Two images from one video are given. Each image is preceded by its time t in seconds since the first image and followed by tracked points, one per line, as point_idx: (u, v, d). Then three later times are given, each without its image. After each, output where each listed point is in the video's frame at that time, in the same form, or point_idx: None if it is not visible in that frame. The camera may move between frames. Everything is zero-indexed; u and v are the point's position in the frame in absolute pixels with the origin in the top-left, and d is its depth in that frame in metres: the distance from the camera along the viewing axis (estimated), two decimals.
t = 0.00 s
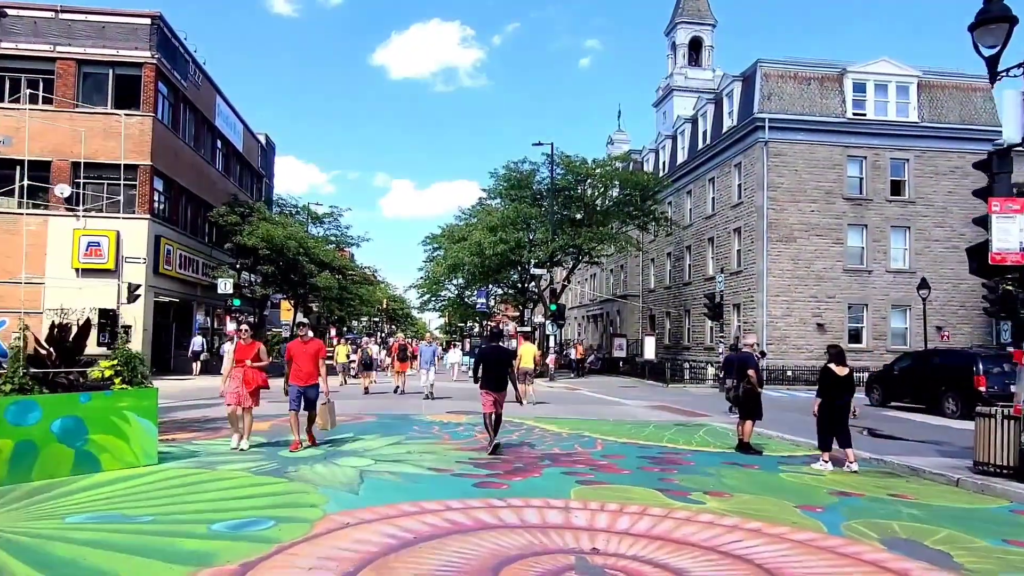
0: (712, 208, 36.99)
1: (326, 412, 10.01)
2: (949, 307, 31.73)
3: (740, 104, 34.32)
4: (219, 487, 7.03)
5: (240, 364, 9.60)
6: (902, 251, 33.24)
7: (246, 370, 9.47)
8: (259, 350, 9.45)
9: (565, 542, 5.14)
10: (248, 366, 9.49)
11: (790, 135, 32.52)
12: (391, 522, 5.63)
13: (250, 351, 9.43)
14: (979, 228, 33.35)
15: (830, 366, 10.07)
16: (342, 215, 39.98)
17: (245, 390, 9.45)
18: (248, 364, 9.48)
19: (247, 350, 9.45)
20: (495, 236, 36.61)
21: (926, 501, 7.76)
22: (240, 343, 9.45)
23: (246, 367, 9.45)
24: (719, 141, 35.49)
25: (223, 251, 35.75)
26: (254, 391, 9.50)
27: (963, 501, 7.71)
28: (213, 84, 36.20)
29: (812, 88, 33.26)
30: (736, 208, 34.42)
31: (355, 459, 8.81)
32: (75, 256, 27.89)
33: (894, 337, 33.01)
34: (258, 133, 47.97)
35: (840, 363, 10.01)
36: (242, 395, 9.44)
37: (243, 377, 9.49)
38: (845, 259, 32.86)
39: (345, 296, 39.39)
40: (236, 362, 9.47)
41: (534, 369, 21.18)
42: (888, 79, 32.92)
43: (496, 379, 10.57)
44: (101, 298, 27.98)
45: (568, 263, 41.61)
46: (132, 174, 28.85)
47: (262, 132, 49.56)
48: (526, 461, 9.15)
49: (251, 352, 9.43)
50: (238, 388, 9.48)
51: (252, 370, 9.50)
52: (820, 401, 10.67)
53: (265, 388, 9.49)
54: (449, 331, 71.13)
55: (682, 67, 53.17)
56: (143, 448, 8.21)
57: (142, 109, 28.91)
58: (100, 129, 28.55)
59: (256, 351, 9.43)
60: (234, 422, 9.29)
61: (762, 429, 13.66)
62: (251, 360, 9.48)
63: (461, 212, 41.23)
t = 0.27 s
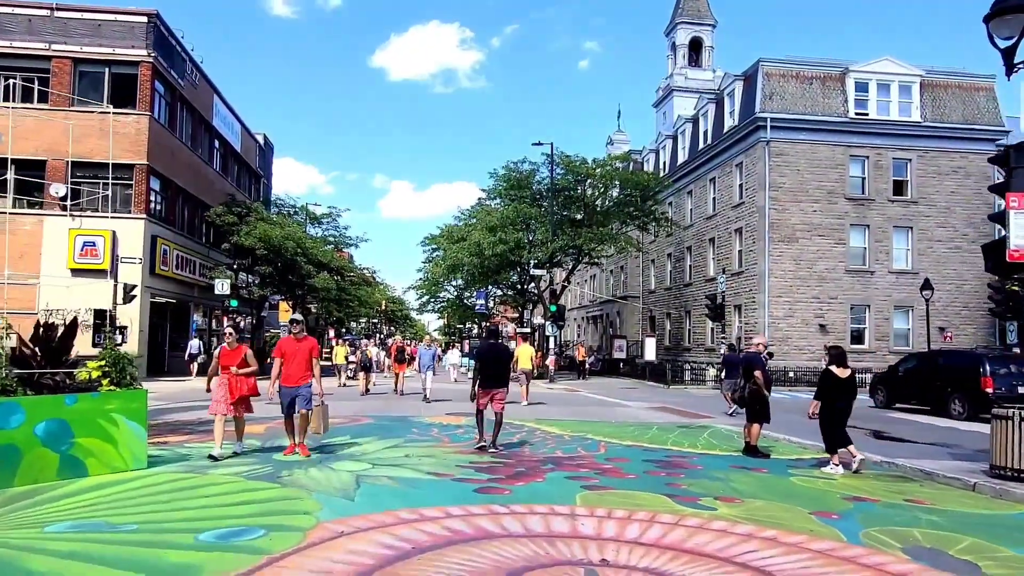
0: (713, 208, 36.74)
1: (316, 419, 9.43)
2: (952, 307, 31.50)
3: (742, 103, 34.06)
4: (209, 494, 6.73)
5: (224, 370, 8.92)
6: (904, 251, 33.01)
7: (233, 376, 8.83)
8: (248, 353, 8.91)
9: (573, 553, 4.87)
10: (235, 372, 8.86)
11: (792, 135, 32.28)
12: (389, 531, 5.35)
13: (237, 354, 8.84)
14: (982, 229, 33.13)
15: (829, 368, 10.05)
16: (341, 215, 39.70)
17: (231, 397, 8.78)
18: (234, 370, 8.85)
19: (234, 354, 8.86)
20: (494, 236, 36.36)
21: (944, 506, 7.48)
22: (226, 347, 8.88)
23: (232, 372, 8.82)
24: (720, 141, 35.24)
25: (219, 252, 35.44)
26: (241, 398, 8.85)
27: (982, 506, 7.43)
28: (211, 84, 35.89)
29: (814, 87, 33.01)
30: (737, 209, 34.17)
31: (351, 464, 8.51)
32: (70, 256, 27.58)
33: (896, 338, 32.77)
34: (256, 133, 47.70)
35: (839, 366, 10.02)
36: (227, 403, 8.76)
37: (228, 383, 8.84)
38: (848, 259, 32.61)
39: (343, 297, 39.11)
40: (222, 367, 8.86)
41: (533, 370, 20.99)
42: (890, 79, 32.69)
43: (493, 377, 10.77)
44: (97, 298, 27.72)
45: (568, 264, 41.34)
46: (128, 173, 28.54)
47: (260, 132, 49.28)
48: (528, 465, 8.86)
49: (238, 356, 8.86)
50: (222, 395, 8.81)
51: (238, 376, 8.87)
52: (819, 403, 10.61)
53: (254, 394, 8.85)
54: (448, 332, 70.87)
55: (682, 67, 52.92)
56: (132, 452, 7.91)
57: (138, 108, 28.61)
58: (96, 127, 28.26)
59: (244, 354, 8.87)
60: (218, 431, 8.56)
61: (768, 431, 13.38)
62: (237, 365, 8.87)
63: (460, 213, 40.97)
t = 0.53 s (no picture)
0: (713, 208, 36.48)
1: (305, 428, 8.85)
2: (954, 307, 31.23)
3: (742, 102, 33.80)
4: (196, 504, 6.44)
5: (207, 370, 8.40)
6: (906, 251, 32.75)
7: (216, 376, 8.37)
8: (231, 351, 8.46)
9: (579, 569, 4.58)
10: (217, 371, 8.39)
11: (793, 134, 32.02)
12: (384, 545, 5.05)
13: (221, 354, 8.39)
14: (984, 228, 32.89)
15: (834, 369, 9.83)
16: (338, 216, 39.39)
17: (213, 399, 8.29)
18: (217, 369, 8.39)
19: (217, 352, 8.39)
20: (493, 236, 36.07)
21: (963, 514, 7.19)
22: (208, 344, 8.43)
23: (216, 371, 8.36)
24: (720, 140, 34.98)
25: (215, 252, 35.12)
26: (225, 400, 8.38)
27: (1001, 514, 7.15)
28: (207, 83, 35.56)
29: (815, 86, 32.75)
30: (738, 208, 33.91)
31: (346, 470, 8.21)
32: (64, 257, 27.22)
33: (898, 338, 32.51)
34: (253, 134, 47.38)
35: (844, 367, 9.78)
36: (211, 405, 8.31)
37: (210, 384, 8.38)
38: (849, 259, 32.34)
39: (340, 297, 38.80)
40: (203, 366, 8.40)
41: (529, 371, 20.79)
42: (891, 77, 32.44)
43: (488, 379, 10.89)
44: (93, 299, 27.40)
45: (567, 264, 41.05)
46: (122, 173, 28.21)
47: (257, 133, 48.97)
48: (529, 471, 8.56)
49: (220, 355, 8.40)
50: (203, 396, 8.35)
51: (221, 376, 8.40)
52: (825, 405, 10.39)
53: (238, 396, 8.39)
54: (447, 333, 70.55)
55: (681, 67, 52.64)
56: (117, 459, 7.60)
57: (133, 107, 28.29)
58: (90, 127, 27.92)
59: (228, 353, 8.43)
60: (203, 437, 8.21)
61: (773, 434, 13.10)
62: (220, 364, 8.40)
63: (459, 213, 40.67)
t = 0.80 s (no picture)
0: (713, 209, 36.26)
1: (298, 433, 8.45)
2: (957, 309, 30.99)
3: (743, 103, 33.58)
4: (180, 512, 6.18)
5: (184, 375, 7.72)
6: (908, 252, 32.51)
7: (195, 383, 7.72)
8: (211, 356, 7.80)
9: None
10: (196, 378, 7.74)
11: (794, 135, 31.80)
12: (375, 558, 4.80)
13: (202, 359, 7.74)
14: (986, 230, 32.68)
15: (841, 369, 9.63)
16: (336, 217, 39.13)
17: (192, 408, 7.67)
18: (195, 376, 7.74)
19: (196, 357, 7.75)
20: (492, 238, 35.81)
21: (979, 521, 6.93)
22: (186, 349, 7.78)
23: (195, 378, 7.72)
24: (721, 141, 34.74)
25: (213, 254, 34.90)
26: (204, 407, 7.73)
27: (1019, 523, 6.89)
28: (204, 83, 35.34)
29: (817, 87, 32.53)
30: (739, 210, 33.68)
31: (338, 476, 7.96)
32: (59, 258, 26.97)
33: (900, 341, 32.25)
34: (252, 135, 47.15)
35: (849, 368, 9.60)
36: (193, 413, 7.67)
37: (189, 390, 7.71)
38: (851, 260, 32.10)
39: (339, 299, 38.55)
40: (181, 372, 7.71)
41: (526, 373, 20.67)
42: (893, 78, 32.23)
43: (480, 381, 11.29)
44: (87, 299, 27.13)
45: (567, 266, 40.80)
46: (117, 173, 27.93)
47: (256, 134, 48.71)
48: (527, 476, 8.33)
49: (199, 360, 7.76)
50: (182, 405, 7.69)
51: (200, 383, 7.74)
52: (831, 408, 10.18)
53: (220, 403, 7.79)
54: (446, 336, 70.31)
55: (681, 69, 52.43)
56: (100, 465, 7.33)
57: (129, 107, 28.04)
58: (85, 127, 27.65)
59: (209, 358, 7.77)
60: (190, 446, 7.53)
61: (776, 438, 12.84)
62: (199, 369, 7.75)
63: (458, 215, 40.43)
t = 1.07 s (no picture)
0: (714, 209, 36.01)
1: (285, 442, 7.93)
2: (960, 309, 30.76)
3: (743, 101, 33.32)
4: (163, 523, 5.89)
5: (160, 376, 6.92)
6: (910, 252, 32.27)
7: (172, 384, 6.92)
8: (191, 356, 7.00)
9: None
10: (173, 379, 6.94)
11: (795, 134, 31.55)
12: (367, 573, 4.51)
13: (181, 357, 6.95)
14: (989, 229, 32.45)
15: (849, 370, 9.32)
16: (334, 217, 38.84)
17: (170, 412, 6.87)
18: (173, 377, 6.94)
19: (174, 356, 6.95)
20: (491, 238, 35.52)
21: (999, 529, 6.64)
22: (163, 347, 6.99)
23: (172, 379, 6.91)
24: (721, 140, 34.49)
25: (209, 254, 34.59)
26: (182, 411, 6.92)
27: None
28: (200, 82, 35.01)
29: (818, 85, 32.27)
30: (739, 209, 33.41)
31: (332, 483, 7.66)
32: (52, 259, 26.58)
33: (902, 341, 32.01)
34: (249, 135, 46.83)
35: (859, 369, 9.28)
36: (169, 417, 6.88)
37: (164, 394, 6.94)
38: (853, 260, 31.84)
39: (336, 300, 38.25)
40: (157, 372, 6.93)
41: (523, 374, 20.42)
42: (895, 76, 31.99)
43: (477, 385, 11.13)
44: (81, 300, 26.83)
45: (566, 266, 40.53)
46: (112, 173, 27.62)
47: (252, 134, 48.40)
48: (529, 482, 8.04)
49: (178, 359, 6.95)
50: (157, 409, 6.90)
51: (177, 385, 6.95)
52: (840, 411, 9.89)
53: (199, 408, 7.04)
54: (444, 337, 70.06)
55: (679, 68, 52.18)
56: (83, 472, 7.03)
57: (123, 105, 27.72)
58: (79, 126, 27.33)
59: (188, 357, 6.98)
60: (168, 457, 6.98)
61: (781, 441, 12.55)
62: (177, 370, 6.94)
63: (456, 215, 40.16)
